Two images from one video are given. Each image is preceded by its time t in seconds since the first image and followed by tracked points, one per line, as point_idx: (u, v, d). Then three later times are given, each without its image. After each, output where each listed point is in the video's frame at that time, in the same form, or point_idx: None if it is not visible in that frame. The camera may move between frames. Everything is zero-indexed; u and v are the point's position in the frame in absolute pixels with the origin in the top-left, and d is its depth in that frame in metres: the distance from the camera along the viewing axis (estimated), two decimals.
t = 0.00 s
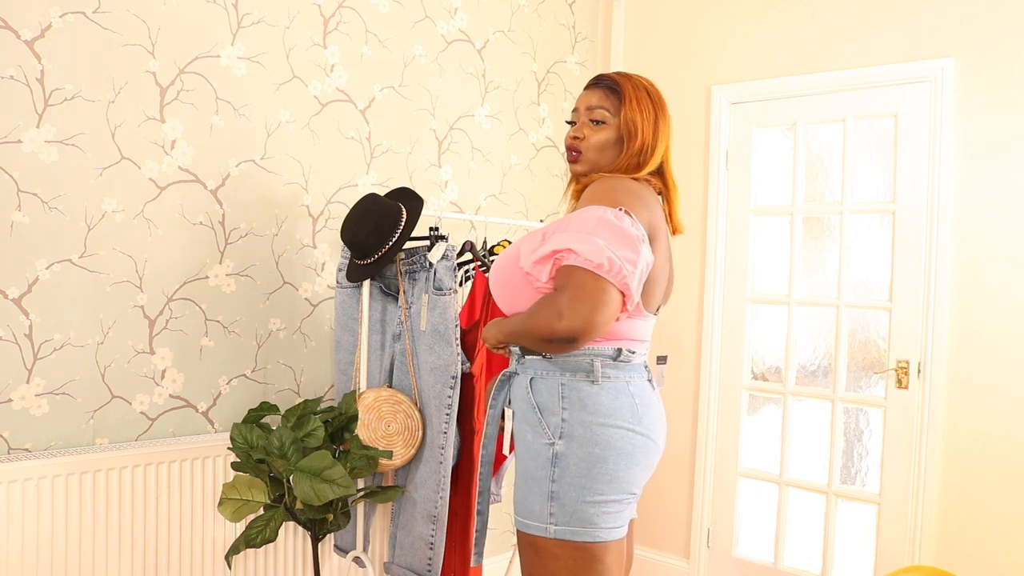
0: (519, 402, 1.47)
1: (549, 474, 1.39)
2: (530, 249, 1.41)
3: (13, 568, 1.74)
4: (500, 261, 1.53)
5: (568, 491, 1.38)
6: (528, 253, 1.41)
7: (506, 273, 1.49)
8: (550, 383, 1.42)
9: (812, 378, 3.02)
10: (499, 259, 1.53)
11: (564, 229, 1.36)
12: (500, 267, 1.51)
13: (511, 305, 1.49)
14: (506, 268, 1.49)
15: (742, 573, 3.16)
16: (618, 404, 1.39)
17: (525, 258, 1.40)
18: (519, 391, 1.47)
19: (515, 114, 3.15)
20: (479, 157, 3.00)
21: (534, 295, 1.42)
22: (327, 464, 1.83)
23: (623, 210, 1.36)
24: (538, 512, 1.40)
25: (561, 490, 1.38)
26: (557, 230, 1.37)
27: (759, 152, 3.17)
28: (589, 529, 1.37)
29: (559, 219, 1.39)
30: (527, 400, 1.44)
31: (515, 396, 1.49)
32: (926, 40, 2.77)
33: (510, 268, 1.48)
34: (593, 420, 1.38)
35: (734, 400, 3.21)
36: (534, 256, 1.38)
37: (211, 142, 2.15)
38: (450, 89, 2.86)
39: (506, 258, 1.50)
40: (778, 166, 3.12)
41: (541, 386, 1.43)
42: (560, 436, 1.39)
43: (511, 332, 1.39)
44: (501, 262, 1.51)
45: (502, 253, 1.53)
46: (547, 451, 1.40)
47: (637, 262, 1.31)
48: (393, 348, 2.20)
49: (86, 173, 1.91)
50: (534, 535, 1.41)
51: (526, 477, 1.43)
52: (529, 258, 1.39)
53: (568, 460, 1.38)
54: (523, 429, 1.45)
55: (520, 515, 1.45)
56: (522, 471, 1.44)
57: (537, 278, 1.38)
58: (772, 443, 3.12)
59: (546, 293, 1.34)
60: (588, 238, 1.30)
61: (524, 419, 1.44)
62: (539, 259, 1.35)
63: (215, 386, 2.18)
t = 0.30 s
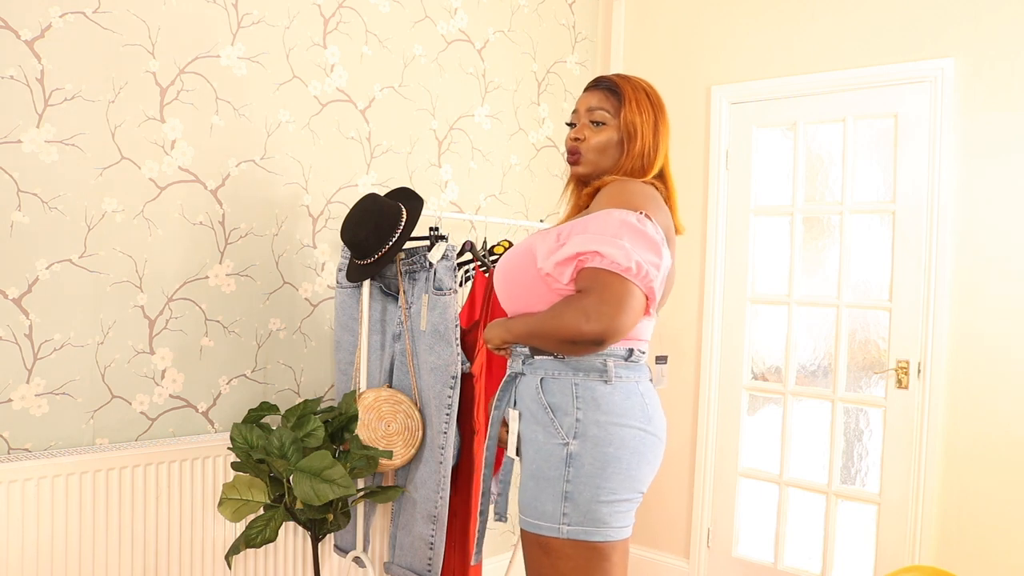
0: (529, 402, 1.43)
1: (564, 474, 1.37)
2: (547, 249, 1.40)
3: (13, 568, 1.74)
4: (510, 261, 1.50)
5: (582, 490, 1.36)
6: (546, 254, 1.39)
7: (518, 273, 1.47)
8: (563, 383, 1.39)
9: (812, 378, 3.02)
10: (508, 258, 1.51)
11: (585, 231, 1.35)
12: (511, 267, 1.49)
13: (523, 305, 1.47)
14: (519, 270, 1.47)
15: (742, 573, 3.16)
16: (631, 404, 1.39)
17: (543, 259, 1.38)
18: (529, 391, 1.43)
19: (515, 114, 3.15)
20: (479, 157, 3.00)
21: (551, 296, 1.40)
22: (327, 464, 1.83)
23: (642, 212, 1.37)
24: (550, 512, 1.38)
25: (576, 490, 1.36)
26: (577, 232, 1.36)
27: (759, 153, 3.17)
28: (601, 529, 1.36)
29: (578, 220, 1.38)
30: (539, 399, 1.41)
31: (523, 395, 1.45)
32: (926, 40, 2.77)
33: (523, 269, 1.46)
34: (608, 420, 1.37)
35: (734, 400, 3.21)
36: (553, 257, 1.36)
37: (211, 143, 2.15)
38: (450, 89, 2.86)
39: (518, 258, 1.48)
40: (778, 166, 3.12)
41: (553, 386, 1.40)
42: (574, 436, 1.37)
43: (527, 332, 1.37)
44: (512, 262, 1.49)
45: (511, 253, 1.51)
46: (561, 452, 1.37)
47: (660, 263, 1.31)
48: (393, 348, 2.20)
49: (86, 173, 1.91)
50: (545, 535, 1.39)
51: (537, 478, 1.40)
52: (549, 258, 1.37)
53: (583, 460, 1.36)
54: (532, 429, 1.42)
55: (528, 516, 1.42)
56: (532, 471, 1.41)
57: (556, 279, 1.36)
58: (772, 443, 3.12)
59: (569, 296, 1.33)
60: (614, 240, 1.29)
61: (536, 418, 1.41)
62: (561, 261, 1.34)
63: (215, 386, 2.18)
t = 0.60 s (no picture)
0: (536, 402, 1.42)
1: (573, 474, 1.36)
2: (554, 249, 1.39)
3: (12, 568, 1.74)
4: (512, 261, 1.50)
5: (591, 491, 1.36)
6: (553, 254, 1.39)
7: (522, 273, 1.47)
8: (570, 383, 1.39)
9: (812, 378, 3.02)
10: (511, 259, 1.51)
11: (593, 231, 1.35)
12: (515, 267, 1.48)
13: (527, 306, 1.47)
14: (523, 271, 1.46)
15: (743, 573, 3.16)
16: (637, 404, 1.40)
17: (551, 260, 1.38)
18: (536, 391, 1.43)
19: (515, 114, 3.15)
20: (479, 157, 3.00)
21: (558, 296, 1.40)
22: (327, 464, 1.83)
23: (650, 211, 1.37)
24: (557, 513, 1.38)
25: (584, 490, 1.36)
26: (584, 232, 1.36)
27: (759, 153, 3.17)
28: (608, 528, 1.37)
29: (585, 220, 1.38)
30: (547, 400, 1.40)
31: (529, 396, 1.44)
32: (926, 40, 2.77)
33: (528, 269, 1.45)
34: (616, 420, 1.37)
35: (734, 400, 3.21)
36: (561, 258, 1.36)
37: (211, 143, 2.15)
38: (450, 89, 2.86)
39: (522, 258, 1.47)
40: (778, 166, 3.12)
41: (561, 386, 1.40)
42: (582, 436, 1.36)
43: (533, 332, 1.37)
44: (515, 262, 1.49)
45: (514, 254, 1.50)
46: (569, 452, 1.37)
47: (668, 263, 1.32)
48: (393, 348, 2.20)
49: (86, 173, 1.91)
50: (552, 535, 1.38)
51: (544, 478, 1.39)
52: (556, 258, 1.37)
53: (591, 461, 1.36)
54: (538, 429, 1.41)
55: (535, 516, 1.41)
56: (539, 472, 1.40)
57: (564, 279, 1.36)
58: (772, 443, 3.12)
59: (580, 296, 1.33)
60: (624, 240, 1.30)
61: (543, 419, 1.40)
62: (569, 261, 1.34)
63: (215, 386, 2.18)
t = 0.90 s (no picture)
0: (532, 401, 1.42)
1: (569, 473, 1.37)
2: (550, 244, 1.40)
3: (11, 568, 1.74)
4: (509, 257, 1.50)
5: (587, 490, 1.36)
6: (549, 248, 1.39)
7: (518, 269, 1.47)
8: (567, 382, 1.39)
9: (812, 378, 3.02)
10: (507, 255, 1.51)
11: (588, 225, 1.35)
12: (511, 263, 1.48)
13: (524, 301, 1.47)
14: (519, 267, 1.46)
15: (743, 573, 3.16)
16: (634, 403, 1.39)
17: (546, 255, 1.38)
18: (532, 390, 1.43)
19: (515, 114, 3.15)
20: (479, 157, 3.00)
21: (554, 290, 1.40)
22: (327, 464, 1.83)
23: (646, 206, 1.37)
24: (554, 512, 1.38)
25: (581, 490, 1.36)
26: (580, 226, 1.36)
27: (759, 153, 3.17)
28: (605, 528, 1.37)
29: (581, 215, 1.38)
30: (543, 398, 1.40)
31: (526, 394, 1.44)
32: (926, 40, 2.77)
33: (524, 265, 1.45)
34: (612, 419, 1.37)
35: (734, 400, 3.21)
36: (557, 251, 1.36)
37: (211, 142, 2.15)
38: (450, 89, 2.86)
39: (518, 254, 1.47)
40: (778, 166, 3.12)
41: (558, 384, 1.40)
42: (579, 435, 1.36)
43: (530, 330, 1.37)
44: (511, 258, 1.49)
45: (510, 250, 1.50)
46: (565, 451, 1.37)
47: (664, 256, 1.32)
48: (393, 348, 2.20)
49: (86, 173, 1.91)
50: (549, 535, 1.39)
51: (541, 478, 1.40)
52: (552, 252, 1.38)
53: (588, 460, 1.36)
54: (535, 428, 1.41)
55: (532, 515, 1.41)
56: (536, 471, 1.41)
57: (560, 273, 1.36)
58: (772, 443, 3.12)
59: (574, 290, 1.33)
60: (619, 233, 1.30)
61: (540, 418, 1.41)
62: (564, 254, 1.34)
63: (215, 386, 2.18)
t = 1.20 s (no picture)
0: (528, 400, 1.43)
1: (563, 473, 1.37)
2: (546, 245, 1.39)
3: (11, 568, 1.74)
4: (506, 258, 1.50)
5: (581, 491, 1.36)
6: (545, 249, 1.39)
7: (515, 270, 1.47)
8: (563, 382, 1.39)
9: (812, 378, 3.02)
10: (505, 256, 1.51)
11: (584, 227, 1.35)
12: (508, 264, 1.48)
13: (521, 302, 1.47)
14: (516, 268, 1.46)
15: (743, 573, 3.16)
16: (631, 403, 1.39)
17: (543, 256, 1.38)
18: (528, 389, 1.43)
19: (515, 114, 3.15)
20: (479, 156, 3.00)
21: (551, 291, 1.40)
22: (327, 464, 1.83)
23: (642, 207, 1.37)
24: (549, 512, 1.38)
25: (575, 490, 1.36)
26: (576, 227, 1.36)
27: (759, 152, 3.17)
28: (601, 529, 1.36)
29: (577, 216, 1.38)
30: (538, 397, 1.41)
31: (522, 394, 1.44)
32: (925, 40, 2.77)
33: (522, 266, 1.45)
34: (608, 419, 1.36)
35: (734, 400, 3.21)
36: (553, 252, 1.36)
37: (211, 142, 2.15)
38: (449, 89, 2.86)
39: (515, 255, 1.47)
40: (778, 166, 3.12)
41: (554, 384, 1.40)
42: (574, 435, 1.37)
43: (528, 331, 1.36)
44: (507, 260, 1.49)
45: (507, 251, 1.50)
46: (560, 451, 1.37)
47: (659, 257, 1.32)
48: (393, 348, 2.20)
49: (86, 173, 1.91)
50: (544, 535, 1.39)
51: (536, 477, 1.40)
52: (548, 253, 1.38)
53: (582, 460, 1.36)
54: (531, 428, 1.42)
55: (528, 515, 1.42)
56: (532, 471, 1.41)
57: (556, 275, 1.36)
58: (772, 443, 3.12)
59: (570, 291, 1.33)
60: (615, 234, 1.30)
61: (535, 417, 1.41)
62: (560, 255, 1.34)
63: (215, 386, 2.18)
